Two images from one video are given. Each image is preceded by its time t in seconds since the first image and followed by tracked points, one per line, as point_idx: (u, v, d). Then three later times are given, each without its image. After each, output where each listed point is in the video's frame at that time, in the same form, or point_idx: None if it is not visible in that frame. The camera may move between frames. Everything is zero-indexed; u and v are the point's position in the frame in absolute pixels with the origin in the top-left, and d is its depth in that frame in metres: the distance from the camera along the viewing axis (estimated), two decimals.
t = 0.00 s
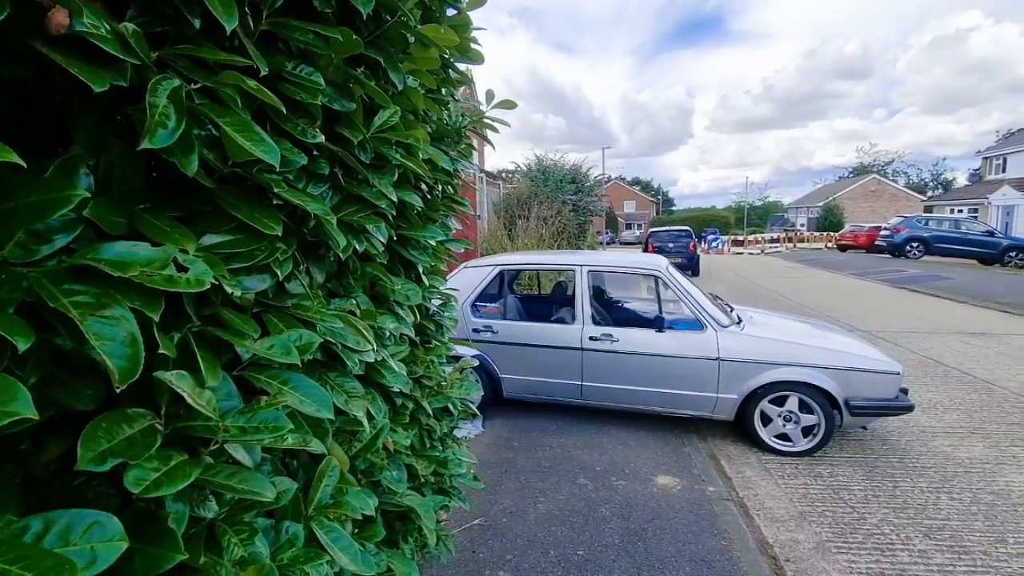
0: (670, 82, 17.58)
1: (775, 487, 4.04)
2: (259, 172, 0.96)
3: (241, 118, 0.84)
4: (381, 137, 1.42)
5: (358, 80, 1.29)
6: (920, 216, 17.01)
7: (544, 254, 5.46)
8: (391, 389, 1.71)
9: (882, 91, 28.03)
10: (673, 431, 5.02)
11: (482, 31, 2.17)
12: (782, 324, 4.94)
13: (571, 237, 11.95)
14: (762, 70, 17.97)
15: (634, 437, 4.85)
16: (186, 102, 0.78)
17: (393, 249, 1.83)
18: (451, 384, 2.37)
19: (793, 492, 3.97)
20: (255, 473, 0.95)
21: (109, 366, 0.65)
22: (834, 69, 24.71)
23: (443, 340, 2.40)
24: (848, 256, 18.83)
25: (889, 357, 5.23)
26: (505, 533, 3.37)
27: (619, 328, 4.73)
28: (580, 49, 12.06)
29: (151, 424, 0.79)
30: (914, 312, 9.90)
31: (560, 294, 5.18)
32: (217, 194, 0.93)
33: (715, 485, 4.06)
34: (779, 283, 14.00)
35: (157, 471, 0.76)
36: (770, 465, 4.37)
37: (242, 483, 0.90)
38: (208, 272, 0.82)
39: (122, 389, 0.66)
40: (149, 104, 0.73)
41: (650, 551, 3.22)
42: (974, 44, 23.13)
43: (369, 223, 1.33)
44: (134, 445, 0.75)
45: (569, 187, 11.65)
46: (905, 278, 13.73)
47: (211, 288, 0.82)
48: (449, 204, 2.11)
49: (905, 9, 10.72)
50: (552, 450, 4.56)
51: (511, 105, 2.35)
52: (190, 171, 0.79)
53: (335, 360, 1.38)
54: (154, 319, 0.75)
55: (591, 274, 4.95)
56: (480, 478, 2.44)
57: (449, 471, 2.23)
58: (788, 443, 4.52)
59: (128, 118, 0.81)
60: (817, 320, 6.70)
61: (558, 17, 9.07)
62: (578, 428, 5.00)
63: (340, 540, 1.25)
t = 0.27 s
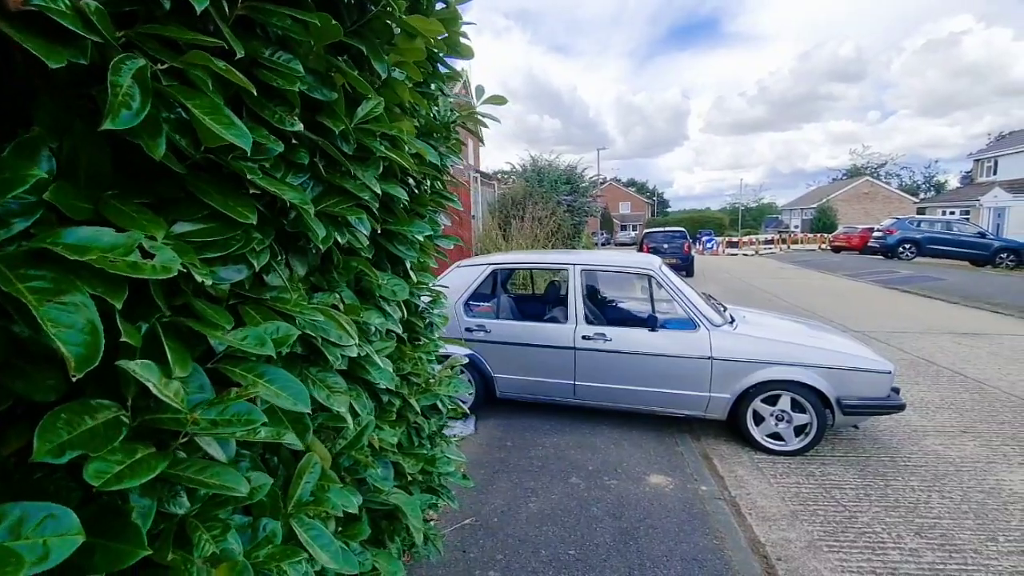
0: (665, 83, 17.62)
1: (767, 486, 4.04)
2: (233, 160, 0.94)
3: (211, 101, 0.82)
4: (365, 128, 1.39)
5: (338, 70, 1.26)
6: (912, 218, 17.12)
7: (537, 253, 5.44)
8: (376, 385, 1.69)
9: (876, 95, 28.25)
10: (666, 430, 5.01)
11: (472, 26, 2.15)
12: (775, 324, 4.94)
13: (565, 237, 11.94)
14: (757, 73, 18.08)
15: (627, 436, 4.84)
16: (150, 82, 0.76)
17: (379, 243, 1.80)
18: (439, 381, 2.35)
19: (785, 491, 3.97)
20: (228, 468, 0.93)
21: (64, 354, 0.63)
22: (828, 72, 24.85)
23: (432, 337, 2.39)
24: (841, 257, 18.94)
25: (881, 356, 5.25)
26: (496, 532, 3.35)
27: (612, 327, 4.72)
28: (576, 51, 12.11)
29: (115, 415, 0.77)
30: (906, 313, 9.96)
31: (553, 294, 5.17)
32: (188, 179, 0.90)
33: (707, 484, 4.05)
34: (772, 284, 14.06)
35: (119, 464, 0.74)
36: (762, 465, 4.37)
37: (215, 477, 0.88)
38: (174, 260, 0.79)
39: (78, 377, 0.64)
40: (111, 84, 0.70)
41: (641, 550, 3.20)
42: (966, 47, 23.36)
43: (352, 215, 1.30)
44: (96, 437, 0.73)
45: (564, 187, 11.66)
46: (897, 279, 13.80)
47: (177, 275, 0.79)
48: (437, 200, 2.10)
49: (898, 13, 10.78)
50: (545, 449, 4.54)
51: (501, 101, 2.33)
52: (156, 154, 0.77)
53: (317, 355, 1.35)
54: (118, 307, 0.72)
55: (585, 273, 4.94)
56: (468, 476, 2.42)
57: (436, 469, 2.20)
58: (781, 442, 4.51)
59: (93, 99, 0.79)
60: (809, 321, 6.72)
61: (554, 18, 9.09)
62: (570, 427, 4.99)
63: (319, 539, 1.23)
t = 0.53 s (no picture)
0: (660, 85, 17.66)
1: (759, 486, 4.02)
2: (198, 147, 0.91)
3: (169, 83, 0.78)
4: (344, 119, 1.36)
5: (314, 58, 1.23)
6: (904, 219, 17.22)
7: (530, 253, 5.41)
8: (358, 383, 1.66)
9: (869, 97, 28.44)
10: (659, 430, 4.99)
11: (459, 19, 2.12)
12: (767, 323, 4.93)
13: (559, 238, 11.93)
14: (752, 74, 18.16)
15: (620, 436, 4.82)
16: (104, 61, 0.72)
17: (362, 239, 1.76)
18: (426, 379, 2.32)
19: (777, 490, 3.95)
20: (193, 468, 0.89)
21: None
22: (821, 74, 25.02)
23: (419, 335, 2.35)
24: (834, 258, 19.03)
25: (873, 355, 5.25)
26: (486, 533, 3.31)
27: (605, 327, 4.69)
28: (571, 51, 12.13)
29: (66, 410, 0.74)
30: (898, 312, 10.00)
31: (546, 293, 5.14)
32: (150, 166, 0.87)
33: (700, 484, 4.03)
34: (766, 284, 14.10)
35: (67, 463, 0.70)
36: (755, 464, 4.36)
37: (176, 476, 0.84)
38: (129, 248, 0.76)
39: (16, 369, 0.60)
40: (59, 61, 0.67)
41: (632, 551, 3.18)
42: (957, 49, 23.55)
43: (328, 207, 1.27)
44: (41, 435, 0.70)
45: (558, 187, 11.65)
46: (889, 279, 13.88)
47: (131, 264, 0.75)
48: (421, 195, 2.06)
49: (891, 16, 10.85)
50: (536, 449, 4.51)
51: (490, 96, 2.30)
52: (109, 137, 0.74)
53: (293, 352, 1.32)
54: (65, 298, 0.69)
55: (577, 272, 4.92)
56: (455, 476, 2.39)
57: (422, 469, 2.17)
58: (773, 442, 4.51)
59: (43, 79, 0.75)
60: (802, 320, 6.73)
61: (549, 18, 9.10)
62: (563, 428, 4.96)
63: (294, 541, 1.19)
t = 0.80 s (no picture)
0: (656, 86, 17.67)
1: (753, 485, 3.99)
2: (155, 133, 0.86)
3: (118, 64, 0.74)
4: (321, 109, 1.31)
5: (287, 45, 1.18)
6: (898, 219, 17.29)
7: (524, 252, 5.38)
8: (339, 382, 1.61)
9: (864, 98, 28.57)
10: (653, 430, 4.96)
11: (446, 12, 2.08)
12: (762, 322, 4.91)
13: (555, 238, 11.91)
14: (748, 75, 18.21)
15: (613, 436, 4.79)
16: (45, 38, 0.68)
17: (343, 235, 1.72)
18: (412, 378, 2.28)
19: (771, 490, 3.93)
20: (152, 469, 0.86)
21: None
22: (816, 76, 25.14)
23: (405, 334, 2.31)
24: (829, 258, 19.08)
25: (867, 354, 5.24)
26: (478, 535, 3.27)
27: (598, 326, 4.66)
28: (568, 52, 12.13)
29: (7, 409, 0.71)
30: (893, 312, 10.02)
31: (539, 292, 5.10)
32: (102, 153, 0.83)
33: (693, 484, 4.00)
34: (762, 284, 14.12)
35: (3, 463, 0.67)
36: (749, 464, 4.33)
37: (131, 477, 0.81)
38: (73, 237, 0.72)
39: None
40: None
41: (625, 552, 3.14)
42: (951, 51, 23.69)
43: (302, 199, 1.22)
44: None
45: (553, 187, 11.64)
46: (884, 279, 13.91)
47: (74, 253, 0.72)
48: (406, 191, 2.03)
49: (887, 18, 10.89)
50: (529, 450, 4.48)
51: (478, 91, 2.26)
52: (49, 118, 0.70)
53: (267, 350, 1.27)
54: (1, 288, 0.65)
55: (570, 271, 4.89)
56: (443, 477, 2.35)
57: (408, 470, 2.13)
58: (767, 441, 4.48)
59: None
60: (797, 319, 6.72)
61: (546, 19, 9.09)
62: (556, 428, 4.93)
63: (266, 544, 1.15)
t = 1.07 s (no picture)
0: (652, 86, 17.67)
1: (747, 484, 3.97)
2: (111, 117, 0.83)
3: (64, 42, 0.70)
4: (297, 98, 1.27)
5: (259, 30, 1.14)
6: (892, 218, 17.36)
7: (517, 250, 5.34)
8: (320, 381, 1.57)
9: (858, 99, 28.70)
10: (647, 429, 4.93)
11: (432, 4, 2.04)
12: (756, 321, 4.90)
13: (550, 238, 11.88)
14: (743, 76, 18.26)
15: (607, 436, 4.75)
16: None
17: (325, 230, 1.67)
18: (399, 377, 2.24)
19: (765, 489, 3.90)
20: (110, 471, 0.82)
21: None
22: (811, 76, 25.23)
23: (392, 332, 2.27)
24: (824, 258, 19.13)
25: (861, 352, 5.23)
26: (469, 536, 3.23)
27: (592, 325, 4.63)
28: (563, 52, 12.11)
29: None
30: (887, 310, 10.03)
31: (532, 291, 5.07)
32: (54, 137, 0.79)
33: (687, 483, 3.97)
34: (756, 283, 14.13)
35: None
36: (743, 462, 4.30)
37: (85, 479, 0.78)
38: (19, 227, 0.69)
39: None
40: None
41: (618, 552, 3.11)
42: (944, 52, 23.83)
43: (276, 189, 1.18)
44: None
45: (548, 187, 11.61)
46: (879, 277, 13.94)
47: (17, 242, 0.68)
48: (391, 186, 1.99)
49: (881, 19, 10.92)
50: (522, 449, 4.44)
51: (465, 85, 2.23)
52: None
53: (241, 347, 1.23)
54: None
55: (564, 270, 4.85)
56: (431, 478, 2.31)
57: (394, 470, 2.09)
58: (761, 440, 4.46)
59: None
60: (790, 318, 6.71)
61: (541, 19, 9.07)
62: (550, 428, 4.89)
63: (239, 548, 1.10)
